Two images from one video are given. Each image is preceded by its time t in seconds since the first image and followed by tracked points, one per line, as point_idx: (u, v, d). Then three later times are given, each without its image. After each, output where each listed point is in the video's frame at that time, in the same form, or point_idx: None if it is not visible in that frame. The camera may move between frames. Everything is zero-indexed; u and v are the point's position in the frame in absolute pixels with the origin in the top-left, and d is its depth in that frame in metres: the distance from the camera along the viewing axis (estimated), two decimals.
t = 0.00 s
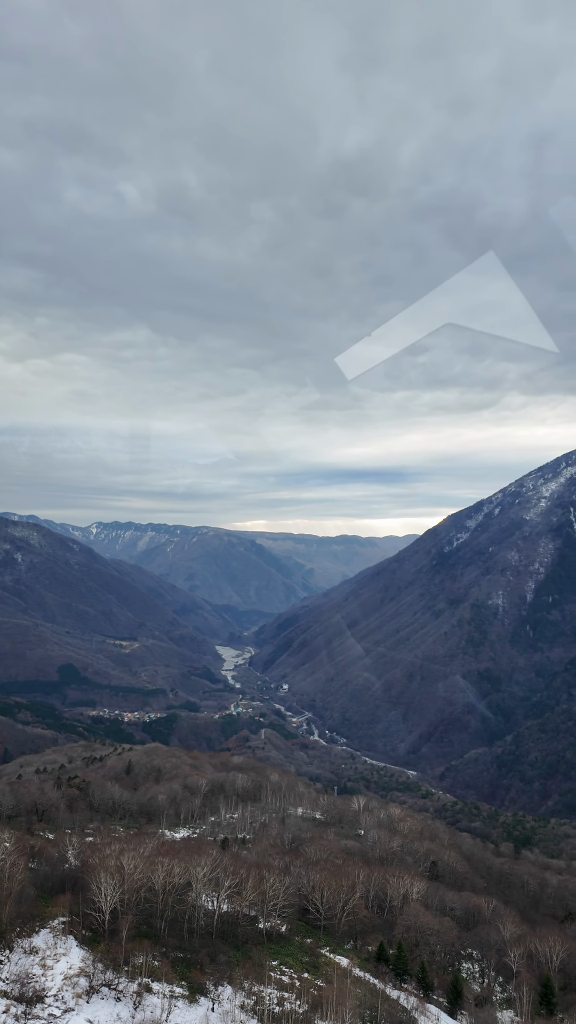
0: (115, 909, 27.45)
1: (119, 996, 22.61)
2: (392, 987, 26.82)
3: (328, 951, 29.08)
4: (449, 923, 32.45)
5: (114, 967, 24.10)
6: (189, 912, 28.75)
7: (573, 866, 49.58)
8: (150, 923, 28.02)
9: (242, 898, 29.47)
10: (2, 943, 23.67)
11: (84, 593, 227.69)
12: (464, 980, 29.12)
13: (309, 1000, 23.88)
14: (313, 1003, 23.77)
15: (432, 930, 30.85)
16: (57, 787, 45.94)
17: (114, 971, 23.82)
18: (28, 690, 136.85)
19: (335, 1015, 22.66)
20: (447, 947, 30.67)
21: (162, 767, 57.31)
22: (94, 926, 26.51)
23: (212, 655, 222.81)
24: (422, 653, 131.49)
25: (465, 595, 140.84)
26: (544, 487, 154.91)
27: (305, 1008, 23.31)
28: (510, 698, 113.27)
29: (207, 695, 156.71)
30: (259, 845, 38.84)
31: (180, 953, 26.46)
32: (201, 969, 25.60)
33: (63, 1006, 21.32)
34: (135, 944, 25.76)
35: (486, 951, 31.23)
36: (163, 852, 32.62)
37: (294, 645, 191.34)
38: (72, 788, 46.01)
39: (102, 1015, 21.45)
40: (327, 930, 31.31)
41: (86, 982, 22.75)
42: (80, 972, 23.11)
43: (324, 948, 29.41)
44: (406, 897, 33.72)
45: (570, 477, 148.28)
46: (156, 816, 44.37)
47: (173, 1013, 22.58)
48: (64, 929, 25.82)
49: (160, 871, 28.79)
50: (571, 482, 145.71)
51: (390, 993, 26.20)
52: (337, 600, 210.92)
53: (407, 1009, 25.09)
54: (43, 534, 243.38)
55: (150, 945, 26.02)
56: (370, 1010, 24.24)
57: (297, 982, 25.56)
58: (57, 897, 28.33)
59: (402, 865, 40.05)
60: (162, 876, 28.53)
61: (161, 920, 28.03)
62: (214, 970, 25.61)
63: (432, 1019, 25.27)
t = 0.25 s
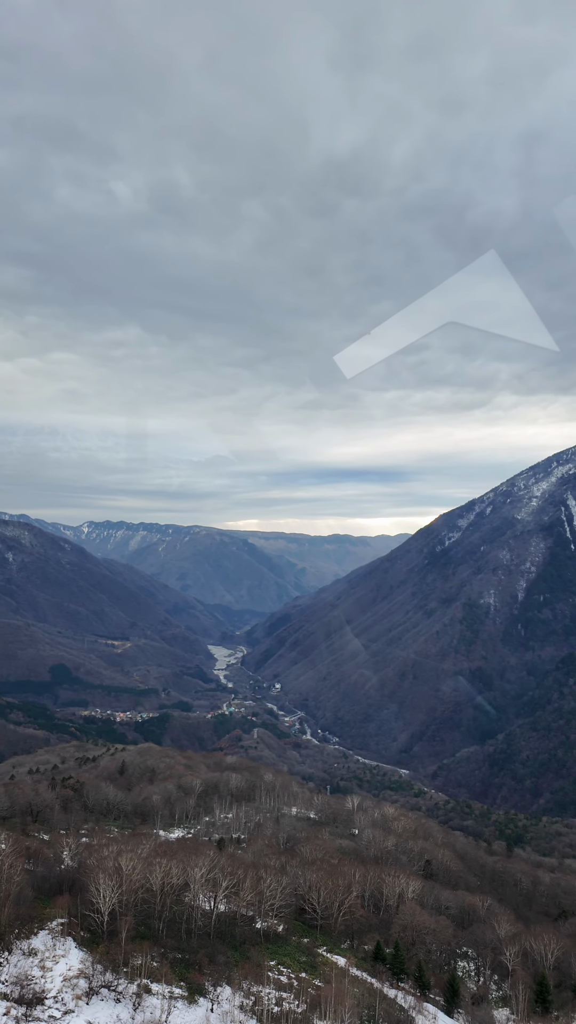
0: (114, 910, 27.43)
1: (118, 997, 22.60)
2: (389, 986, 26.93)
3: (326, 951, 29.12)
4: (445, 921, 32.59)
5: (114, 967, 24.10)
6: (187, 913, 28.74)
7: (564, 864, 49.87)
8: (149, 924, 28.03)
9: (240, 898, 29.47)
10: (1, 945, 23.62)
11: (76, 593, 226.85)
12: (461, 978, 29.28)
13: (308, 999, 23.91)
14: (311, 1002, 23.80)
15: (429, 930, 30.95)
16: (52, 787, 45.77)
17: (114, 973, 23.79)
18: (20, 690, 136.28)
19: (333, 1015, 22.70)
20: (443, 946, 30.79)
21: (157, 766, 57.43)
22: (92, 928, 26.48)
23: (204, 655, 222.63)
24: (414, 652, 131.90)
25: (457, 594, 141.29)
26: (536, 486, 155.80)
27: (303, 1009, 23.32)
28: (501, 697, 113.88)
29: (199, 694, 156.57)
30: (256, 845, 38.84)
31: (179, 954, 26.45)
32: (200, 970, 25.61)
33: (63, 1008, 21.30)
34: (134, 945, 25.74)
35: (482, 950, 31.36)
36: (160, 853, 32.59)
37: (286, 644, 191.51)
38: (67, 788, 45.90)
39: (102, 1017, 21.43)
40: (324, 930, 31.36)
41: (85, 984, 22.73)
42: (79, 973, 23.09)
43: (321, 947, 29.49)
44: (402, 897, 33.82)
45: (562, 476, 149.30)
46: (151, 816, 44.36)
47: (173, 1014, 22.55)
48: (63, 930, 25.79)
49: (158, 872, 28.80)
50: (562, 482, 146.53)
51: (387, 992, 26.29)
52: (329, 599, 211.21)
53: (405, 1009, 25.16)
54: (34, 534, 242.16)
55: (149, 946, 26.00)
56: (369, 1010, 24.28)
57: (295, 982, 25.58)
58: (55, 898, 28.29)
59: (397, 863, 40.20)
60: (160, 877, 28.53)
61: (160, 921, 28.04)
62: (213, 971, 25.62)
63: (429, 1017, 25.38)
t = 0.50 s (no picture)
0: (113, 911, 27.35)
1: (119, 997, 22.57)
2: (387, 985, 27.06)
3: (324, 950, 29.16)
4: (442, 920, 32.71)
5: (115, 967, 24.09)
6: (186, 913, 28.74)
7: (558, 861, 50.09)
8: (148, 924, 28.01)
9: (239, 898, 29.48)
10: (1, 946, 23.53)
11: (69, 591, 226.13)
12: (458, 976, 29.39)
13: (307, 998, 23.97)
14: (309, 1001, 23.85)
15: (426, 928, 31.05)
16: (48, 787, 45.62)
17: (114, 973, 23.76)
18: (13, 689, 135.59)
19: (332, 1015, 22.75)
20: (440, 944, 30.91)
21: (152, 765, 57.38)
22: (92, 928, 26.42)
23: (198, 654, 222.47)
24: (407, 650, 132.20)
25: (451, 592, 141.58)
26: (529, 485, 156.36)
27: (302, 1008, 23.34)
28: (494, 696, 114.36)
29: (194, 693, 156.49)
30: (253, 844, 38.87)
31: (178, 954, 26.45)
32: (200, 969, 25.62)
33: (65, 1009, 21.28)
34: (134, 946, 25.71)
35: (479, 948, 31.47)
36: (159, 853, 32.55)
37: (280, 643, 191.48)
38: (63, 788, 45.74)
39: (103, 1017, 21.41)
40: (322, 930, 31.41)
41: (86, 984, 22.70)
42: (80, 974, 23.05)
43: (319, 946, 29.55)
44: (399, 895, 33.91)
45: (555, 475, 149.95)
46: (147, 816, 44.33)
47: (173, 1015, 22.53)
48: (62, 930, 25.74)
49: (157, 872, 28.81)
50: (555, 481, 147.25)
51: (386, 991, 26.38)
52: (322, 598, 211.42)
53: (404, 1007, 25.23)
54: (27, 532, 240.84)
55: (149, 946, 26.00)
56: (368, 1009, 24.33)
57: (295, 981, 25.63)
58: (55, 899, 28.19)
59: (393, 862, 40.33)
60: (159, 877, 28.52)
61: (160, 921, 28.02)
62: (213, 970, 25.66)
63: (427, 1015, 25.49)
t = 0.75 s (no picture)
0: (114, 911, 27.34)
1: (122, 997, 22.58)
2: (387, 983, 27.18)
3: (324, 949, 29.23)
4: (440, 918, 32.83)
5: (118, 967, 24.11)
6: (186, 912, 28.74)
7: (553, 858, 50.32)
8: (149, 924, 28.03)
9: (239, 897, 29.50)
10: (3, 946, 23.48)
11: (64, 590, 225.50)
12: (457, 974, 29.53)
13: (308, 997, 24.06)
14: (310, 1000, 23.93)
15: (425, 926, 31.13)
16: (45, 787, 45.58)
17: (117, 973, 23.73)
18: (7, 689, 135.05)
19: (334, 1013, 22.82)
20: (439, 942, 31.03)
21: (148, 764, 57.37)
22: (93, 928, 26.42)
23: (193, 653, 222.45)
24: (403, 649, 132.52)
25: (446, 590, 141.85)
26: (523, 483, 157.05)
27: (303, 1005, 23.41)
28: (489, 694, 114.76)
29: (189, 692, 156.44)
30: (252, 843, 38.93)
31: (180, 953, 26.48)
32: (201, 968, 25.65)
33: (68, 1009, 21.26)
34: (136, 946, 25.70)
35: (478, 946, 31.59)
36: (159, 853, 32.52)
37: (275, 641, 191.49)
38: (60, 788, 45.68)
39: (107, 1017, 21.39)
40: (322, 929, 31.46)
41: (89, 984, 22.69)
42: (82, 974, 23.04)
43: (319, 945, 29.64)
44: (398, 894, 34.03)
45: (549, 473, 150.71)
46: (145, 815, 44.34)
47: (176, 1014, 22.56)
48: (64, 930, 25.72)
49: (158, 872, 28.86)
50: (549, 480, 147.79)
51: (387, 990, 26.50)
52: (317, 596, 211.61)
53: (405, 1005, 25.32)
54: (21, 531, 240.02)
55: (151, 946, 26.00)
56: (368, 1008, 24.42)
57: (296, 980, 25.70)
58: (57, 899, 28.14)
59: (391, 860, 40.47)
60: (160, 877, 28.50)
61: (161, 921, 28.04)
62: (214, 969, 25.72)
63: (428, 1013, 25.58)
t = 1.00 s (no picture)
0: (117, 911, 27.32)
1: (126, 997, 22.59)
2: (389, 981, 27.26)
3: (325, 948, 29.29)
4: (440, 917, 32.91)
5: (121, 967, 24.12)
6: (189, 912, 28.78)
7: (549, 856, 50.53)
8: (152, 924, 28.04)
9: (241, 897, 29.54)
10: (8, 947, 23.44)
11: (60, 588, 225.04)
12: (457, 972, 29.64)
13: (311, 996, 24.11)
14: (313, 1000, 23.97)
15: (426, 925, 31.22)
16: (44, 787, 45.53)
17: (121, 973, 23.72)
18: (3, 687, 134.62)
19: (336, 1012, 22.92)
20: (440, 940, 31.14)
21: (146, 763, 57.38)
22: (97, 928, 26.43)
23: (190, 651, 222.52)
24: (399, 647, 132.81)
25: (442, 589, 141.98)
26: (519, 482, 157.29)
27: (305, 1005, 23.50)
28: (486, 692, 115.07)
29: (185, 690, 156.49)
30: (252, 843, 39.01)
31: (183, 953, 26.48)
32: (204, 968, 25.67)
33: (73, 1008, 21.24)
34: (140, 947, 25.70)
35: (477, 945, 31.69)
36: (160, 853, 32.55)
37: (272, 640, 191.58)
38: (59, 788, 45.60)
39: (111, 1016, 21.40)
40: (322, 928, 31.52)
41: (94, 984, 22.66)
42: (87, 974, 23.02)
43: (321, 944, 29.69)
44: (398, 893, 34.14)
45: (545, 472, 150.85)
46: (144, 815, 44.34)
47: (180, 1013, 22.56)
48: (67, 930, 25.71)
49: (160, 872, 28.89)
50: (545, 478, 148.06)
51: (388, 988, 26.60)
52: (313, 595, 211.85)
53: (407, 1005, 25.41)
54: (17, 529, 239.26)
55: (154, 947, 26.00)
56: (370, 1006, 24.55)
57: (298, 980, 25.76)
58: (59, 900, 28.10)
59: (389, 858, 40.57)
60: (162, 877, 28.49)
61: (163, 921, 28.05)
62: (217, 968, 25.76)
63: (429, 1011, 25.67)
